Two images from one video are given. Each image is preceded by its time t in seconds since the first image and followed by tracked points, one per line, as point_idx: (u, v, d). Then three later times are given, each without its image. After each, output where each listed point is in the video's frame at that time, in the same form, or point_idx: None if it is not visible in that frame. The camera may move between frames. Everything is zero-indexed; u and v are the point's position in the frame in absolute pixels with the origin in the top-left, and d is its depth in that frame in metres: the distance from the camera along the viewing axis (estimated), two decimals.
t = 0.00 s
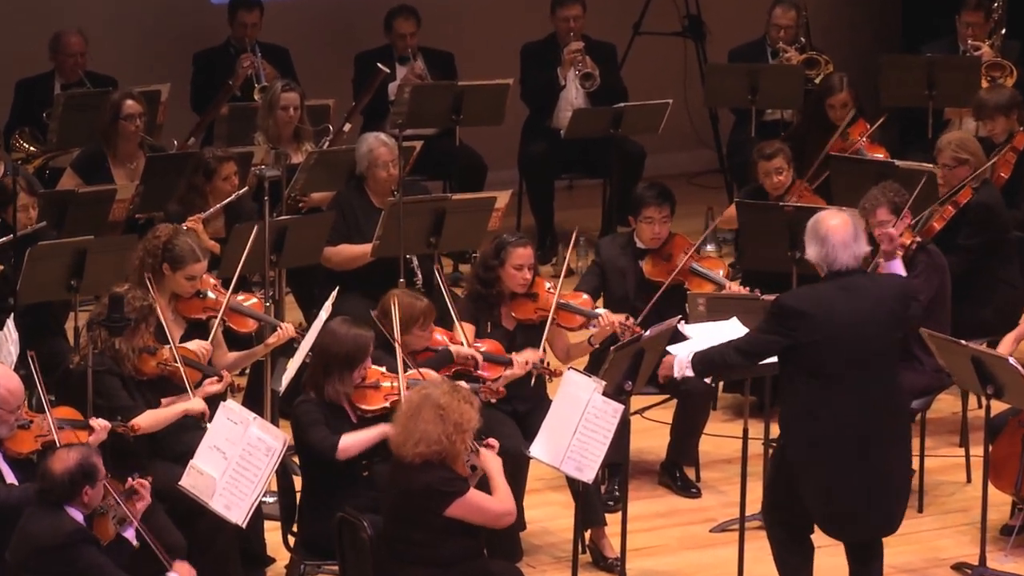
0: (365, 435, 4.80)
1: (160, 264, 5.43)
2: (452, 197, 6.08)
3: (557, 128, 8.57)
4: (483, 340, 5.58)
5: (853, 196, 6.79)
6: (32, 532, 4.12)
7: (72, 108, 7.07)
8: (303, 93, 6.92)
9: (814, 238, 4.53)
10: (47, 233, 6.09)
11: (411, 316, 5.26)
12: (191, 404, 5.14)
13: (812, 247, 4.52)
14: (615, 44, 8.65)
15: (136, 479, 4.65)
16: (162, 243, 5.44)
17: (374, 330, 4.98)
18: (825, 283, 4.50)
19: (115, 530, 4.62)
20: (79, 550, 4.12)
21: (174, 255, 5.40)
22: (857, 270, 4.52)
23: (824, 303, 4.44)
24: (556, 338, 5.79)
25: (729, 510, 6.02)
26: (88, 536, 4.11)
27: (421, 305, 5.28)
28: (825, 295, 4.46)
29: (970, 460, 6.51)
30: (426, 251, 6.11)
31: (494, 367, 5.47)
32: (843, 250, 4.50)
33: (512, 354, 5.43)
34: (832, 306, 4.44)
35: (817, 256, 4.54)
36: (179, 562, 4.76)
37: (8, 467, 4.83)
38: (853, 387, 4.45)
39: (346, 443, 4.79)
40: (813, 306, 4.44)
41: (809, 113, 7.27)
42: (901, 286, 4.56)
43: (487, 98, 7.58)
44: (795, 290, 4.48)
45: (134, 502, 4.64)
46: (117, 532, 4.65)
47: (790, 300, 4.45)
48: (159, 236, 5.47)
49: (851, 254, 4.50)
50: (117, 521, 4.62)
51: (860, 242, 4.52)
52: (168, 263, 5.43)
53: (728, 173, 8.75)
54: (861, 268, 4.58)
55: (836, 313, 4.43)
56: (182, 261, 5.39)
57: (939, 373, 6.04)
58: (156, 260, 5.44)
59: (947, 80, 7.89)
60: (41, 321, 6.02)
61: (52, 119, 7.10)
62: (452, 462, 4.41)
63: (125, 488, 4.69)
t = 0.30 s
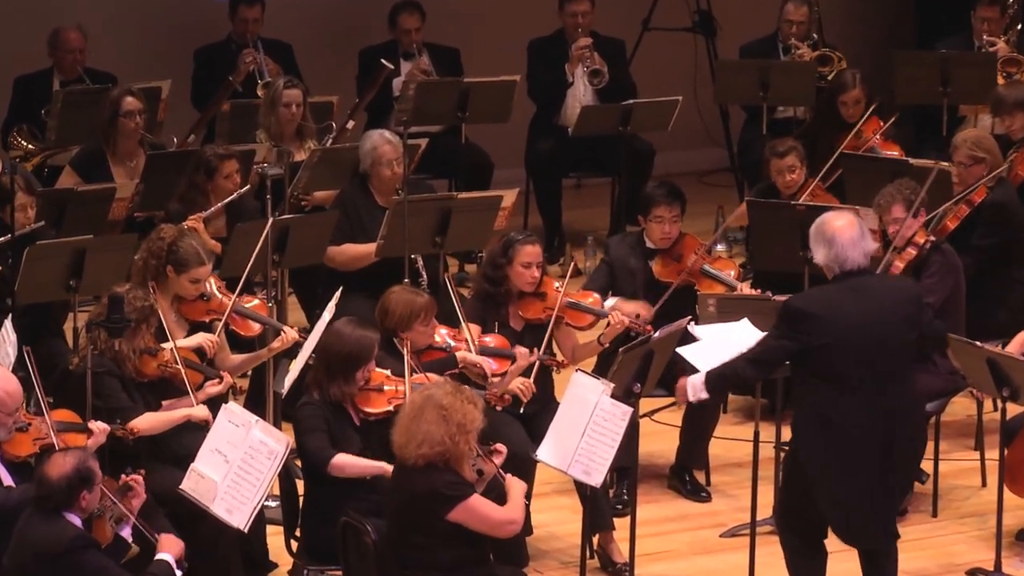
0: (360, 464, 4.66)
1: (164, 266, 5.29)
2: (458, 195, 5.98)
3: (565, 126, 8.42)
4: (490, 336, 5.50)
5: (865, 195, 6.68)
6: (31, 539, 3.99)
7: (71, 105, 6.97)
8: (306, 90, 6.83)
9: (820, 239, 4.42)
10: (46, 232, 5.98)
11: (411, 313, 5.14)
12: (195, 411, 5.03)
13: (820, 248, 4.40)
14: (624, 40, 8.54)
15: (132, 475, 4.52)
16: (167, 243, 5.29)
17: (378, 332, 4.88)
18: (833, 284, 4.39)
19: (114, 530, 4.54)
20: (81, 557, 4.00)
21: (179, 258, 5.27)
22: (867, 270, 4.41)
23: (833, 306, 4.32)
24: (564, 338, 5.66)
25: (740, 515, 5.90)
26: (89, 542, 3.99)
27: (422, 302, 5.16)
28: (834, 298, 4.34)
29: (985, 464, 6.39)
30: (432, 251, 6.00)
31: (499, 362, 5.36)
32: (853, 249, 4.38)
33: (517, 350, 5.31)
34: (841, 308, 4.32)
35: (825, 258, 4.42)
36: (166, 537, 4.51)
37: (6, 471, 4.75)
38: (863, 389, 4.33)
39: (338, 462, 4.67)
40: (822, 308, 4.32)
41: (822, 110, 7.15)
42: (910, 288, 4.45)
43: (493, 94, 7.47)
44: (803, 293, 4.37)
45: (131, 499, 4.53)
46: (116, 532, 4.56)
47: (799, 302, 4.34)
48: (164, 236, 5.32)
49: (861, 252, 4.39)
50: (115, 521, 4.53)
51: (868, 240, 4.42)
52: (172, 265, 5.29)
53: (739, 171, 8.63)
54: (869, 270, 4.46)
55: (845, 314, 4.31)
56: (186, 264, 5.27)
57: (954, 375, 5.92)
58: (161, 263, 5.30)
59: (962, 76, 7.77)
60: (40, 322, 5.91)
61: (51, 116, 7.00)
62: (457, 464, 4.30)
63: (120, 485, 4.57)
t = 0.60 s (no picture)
0: (378, 421, 4.61)
1: (165, 266, 5.18)
2: (463, 195, 5.88)
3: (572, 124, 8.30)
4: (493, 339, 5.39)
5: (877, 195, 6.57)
6: (17, 541, 3.90)
7: (69, 103, 6.87)
8: (308, 88, 6.74)
9: (811, 240, 4.39)
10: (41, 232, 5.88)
11: (416, 321, 5.07)
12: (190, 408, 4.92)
13: (812, 248, 4.36)
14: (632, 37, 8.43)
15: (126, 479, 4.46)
16: (169, 243, 5.18)
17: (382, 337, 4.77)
18: (840, 280, 4.32)
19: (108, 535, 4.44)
20: (66, 557, 3.89)
21: (180, 258, 5.15)
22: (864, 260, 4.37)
23: (847, 303, 4.25)
24: (570, 341, 5.58)
25: (750, 520, 5.79)
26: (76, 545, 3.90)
27: (428, 310, 5.10)
28: (848, 296, 4.27)
29: (1001, 469, 6.27)
30: (436, 251, 5.90)
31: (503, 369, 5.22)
32: (846, 243, 4.34)
33: (519, 354, 5.17)
34: (857, 305, 4.26)
35: (818, 257, 4.38)
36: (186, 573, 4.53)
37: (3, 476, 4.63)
38: (886, 386, 4.28)
39: (362, 432, 4.58)
40: (837, 308, 4.25)
41: (832, 108, 7.04)
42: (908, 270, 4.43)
43: (499, 92, 7.35)
44: (812, 296, 4.30)
45: (126, 504, 4.46)
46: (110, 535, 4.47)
47: (810, 305, 4.27)
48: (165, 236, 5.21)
49: (854, 245, 4.35)
50: (109, 526, 4.43)
51: (858, 234, 4.38)
52: (173, 265, 5.18)
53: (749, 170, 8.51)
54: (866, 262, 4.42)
55: (860, 310, 4.25)
56: (187, 264, 5.15)
57: (968, 378, 5.79)
58: (162, 263, 5.19)
59: (976, 74, 7.66)
60: (36, 324, 5.82)
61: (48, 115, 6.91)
62: (463, 470, 4.19)
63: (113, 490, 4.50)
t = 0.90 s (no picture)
0: (369, 473, 4.46)
1: (164, 269, 5.07)
2: (469, 196, 5.75)
3: (579, 122, 8.25)
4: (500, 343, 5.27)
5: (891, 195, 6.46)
6: (9, 551, 3.83)
7: (68, 102, 6.78)
8: (310, 86, 6.68)
9: (834, 236, 4.37)
10: (39, 233, 5.78)
11: (421, 323, 4.96)
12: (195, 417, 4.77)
13: (834, 244, 4.34)
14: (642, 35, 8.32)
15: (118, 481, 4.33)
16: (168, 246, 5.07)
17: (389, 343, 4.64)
18: (860, 280, 4.32)
19: (101, 539, 4.36)
20: (64, 570, 3.83)
21: (179, 261, 5.04)
22: (885, 259, 4.35)
23: (869, 303, 4.26)
24: (578, 345, 5.43)
25: (761, 527, 5.67)
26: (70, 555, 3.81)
27: (432, 310, 4.98)
28: (870, 295, 4.28)
29: (1017, 475, 6.15)
30: (441, 253, 5.79)
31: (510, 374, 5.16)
32: (868, 242, 4.32)
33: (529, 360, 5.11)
34: (878, 306, 4.26)
35: (840, 254, 4.36)
36: (164, 556, 4.48)
37: None
38: (909, 387, 4.29)
39: (347, 473, 4.46)
40: (859, 307, 4.25)
41: (845, 108, 6.93)
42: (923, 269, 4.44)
43: (507, 93, 7.26)
44: (835, 295, 4.29)
45: (118, 505, 4.36)
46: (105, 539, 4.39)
47: (833, 304, 4.27)
48: (164, 238, 5.10)
49: (876, 244, 4.33)
50: (102, 531, 4.35)
51: (882, 234, 4.36)
52: (172, 268, 5.07)
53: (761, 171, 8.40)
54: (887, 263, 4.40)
55: (881, 311, 4.26)
56: (186, 268, 5.04)
57: (983, 383, 5.67)
58: (161, 265, 5.08)
59: (992, 72, 7.54)
60: (35, 326, 5.72)
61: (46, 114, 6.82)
62: (467, 476, 4.07)
63: (105, 491, 4.39)
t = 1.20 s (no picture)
0: (382, 447, 4.37)
1: (162, 276, 4.94)
2: (474, 198, 5.62)
3: (588, 125, 8.11)
4: (509, 349, 5.11)
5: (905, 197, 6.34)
6: (5, 563, 3.73)
7: (66, 103, 6.68)
8: (312, 87, 6.57)
9: (838, 243, 4.25)
10: (36, 236, 5.68)
11: (422, 326, 4.84)
12: (194, 417, 4.66)
13: (840, 252, 4.22)
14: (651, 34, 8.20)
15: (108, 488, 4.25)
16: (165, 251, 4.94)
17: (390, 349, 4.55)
18: (872, 284, 4.21)
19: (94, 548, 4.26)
20: None
21: (175, 268, 4.92)
22: (893, 262, 4.23)
23: (884, 307, 4.14)
24: (585, 351, 5.35)
25: (773, 537, 5.55)
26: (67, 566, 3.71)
27: (434, 314, 4.86)
28: (885, 298, 4.16)
29: None
30: (446, 257, 5.69)
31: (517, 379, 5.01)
32: (874, 245, 4.20)
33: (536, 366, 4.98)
34: (893, 310, 4.15)
35: (847, 261, 4.23)
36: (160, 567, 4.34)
37: None
38: (922, 390, 4.19)
39: (367, 461, 4.34)
40: (874, 311, 4.14)
41: (858, 110, 6.82)
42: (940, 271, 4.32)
43: (514, 95, 7.15)
44: (849, 298, 4.18)
45: (110, 514, 4.26)
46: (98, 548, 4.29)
47: (847, 307, 4.15)
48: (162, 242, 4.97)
49: (883, 247, 4.21)
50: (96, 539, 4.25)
51: (887, 236, 4.24)
52: (169, 275, 4.94)
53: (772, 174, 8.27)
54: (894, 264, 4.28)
55: (897, 314, 4.14)
56: (183, 275, 4.92)
57: (999, 389, 5.53)
58: (157, 272, 4.95)
59: (1009, 72, 7.42)
60: (32, 331, 5.61)
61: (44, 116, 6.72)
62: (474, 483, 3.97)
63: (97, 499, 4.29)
